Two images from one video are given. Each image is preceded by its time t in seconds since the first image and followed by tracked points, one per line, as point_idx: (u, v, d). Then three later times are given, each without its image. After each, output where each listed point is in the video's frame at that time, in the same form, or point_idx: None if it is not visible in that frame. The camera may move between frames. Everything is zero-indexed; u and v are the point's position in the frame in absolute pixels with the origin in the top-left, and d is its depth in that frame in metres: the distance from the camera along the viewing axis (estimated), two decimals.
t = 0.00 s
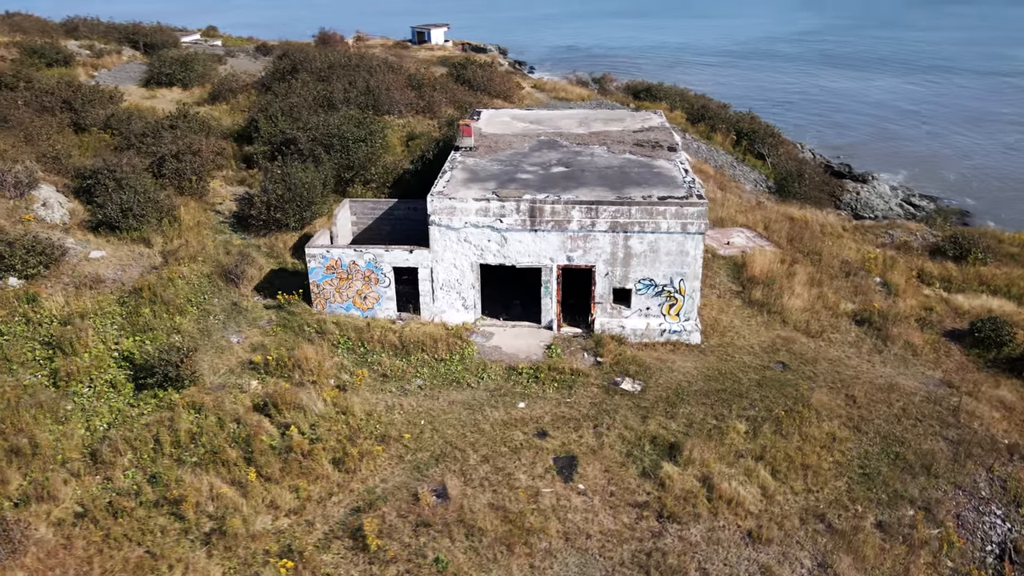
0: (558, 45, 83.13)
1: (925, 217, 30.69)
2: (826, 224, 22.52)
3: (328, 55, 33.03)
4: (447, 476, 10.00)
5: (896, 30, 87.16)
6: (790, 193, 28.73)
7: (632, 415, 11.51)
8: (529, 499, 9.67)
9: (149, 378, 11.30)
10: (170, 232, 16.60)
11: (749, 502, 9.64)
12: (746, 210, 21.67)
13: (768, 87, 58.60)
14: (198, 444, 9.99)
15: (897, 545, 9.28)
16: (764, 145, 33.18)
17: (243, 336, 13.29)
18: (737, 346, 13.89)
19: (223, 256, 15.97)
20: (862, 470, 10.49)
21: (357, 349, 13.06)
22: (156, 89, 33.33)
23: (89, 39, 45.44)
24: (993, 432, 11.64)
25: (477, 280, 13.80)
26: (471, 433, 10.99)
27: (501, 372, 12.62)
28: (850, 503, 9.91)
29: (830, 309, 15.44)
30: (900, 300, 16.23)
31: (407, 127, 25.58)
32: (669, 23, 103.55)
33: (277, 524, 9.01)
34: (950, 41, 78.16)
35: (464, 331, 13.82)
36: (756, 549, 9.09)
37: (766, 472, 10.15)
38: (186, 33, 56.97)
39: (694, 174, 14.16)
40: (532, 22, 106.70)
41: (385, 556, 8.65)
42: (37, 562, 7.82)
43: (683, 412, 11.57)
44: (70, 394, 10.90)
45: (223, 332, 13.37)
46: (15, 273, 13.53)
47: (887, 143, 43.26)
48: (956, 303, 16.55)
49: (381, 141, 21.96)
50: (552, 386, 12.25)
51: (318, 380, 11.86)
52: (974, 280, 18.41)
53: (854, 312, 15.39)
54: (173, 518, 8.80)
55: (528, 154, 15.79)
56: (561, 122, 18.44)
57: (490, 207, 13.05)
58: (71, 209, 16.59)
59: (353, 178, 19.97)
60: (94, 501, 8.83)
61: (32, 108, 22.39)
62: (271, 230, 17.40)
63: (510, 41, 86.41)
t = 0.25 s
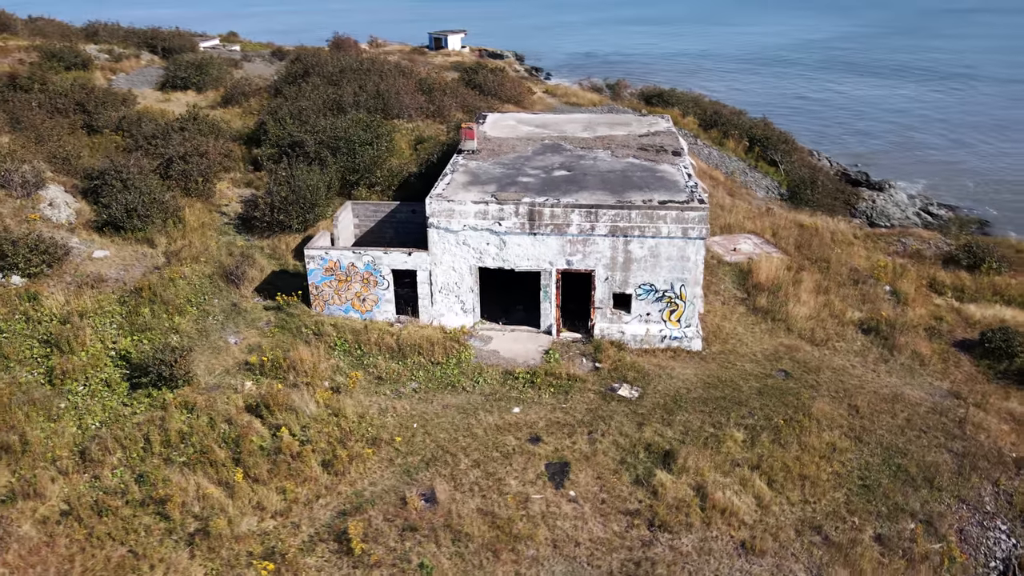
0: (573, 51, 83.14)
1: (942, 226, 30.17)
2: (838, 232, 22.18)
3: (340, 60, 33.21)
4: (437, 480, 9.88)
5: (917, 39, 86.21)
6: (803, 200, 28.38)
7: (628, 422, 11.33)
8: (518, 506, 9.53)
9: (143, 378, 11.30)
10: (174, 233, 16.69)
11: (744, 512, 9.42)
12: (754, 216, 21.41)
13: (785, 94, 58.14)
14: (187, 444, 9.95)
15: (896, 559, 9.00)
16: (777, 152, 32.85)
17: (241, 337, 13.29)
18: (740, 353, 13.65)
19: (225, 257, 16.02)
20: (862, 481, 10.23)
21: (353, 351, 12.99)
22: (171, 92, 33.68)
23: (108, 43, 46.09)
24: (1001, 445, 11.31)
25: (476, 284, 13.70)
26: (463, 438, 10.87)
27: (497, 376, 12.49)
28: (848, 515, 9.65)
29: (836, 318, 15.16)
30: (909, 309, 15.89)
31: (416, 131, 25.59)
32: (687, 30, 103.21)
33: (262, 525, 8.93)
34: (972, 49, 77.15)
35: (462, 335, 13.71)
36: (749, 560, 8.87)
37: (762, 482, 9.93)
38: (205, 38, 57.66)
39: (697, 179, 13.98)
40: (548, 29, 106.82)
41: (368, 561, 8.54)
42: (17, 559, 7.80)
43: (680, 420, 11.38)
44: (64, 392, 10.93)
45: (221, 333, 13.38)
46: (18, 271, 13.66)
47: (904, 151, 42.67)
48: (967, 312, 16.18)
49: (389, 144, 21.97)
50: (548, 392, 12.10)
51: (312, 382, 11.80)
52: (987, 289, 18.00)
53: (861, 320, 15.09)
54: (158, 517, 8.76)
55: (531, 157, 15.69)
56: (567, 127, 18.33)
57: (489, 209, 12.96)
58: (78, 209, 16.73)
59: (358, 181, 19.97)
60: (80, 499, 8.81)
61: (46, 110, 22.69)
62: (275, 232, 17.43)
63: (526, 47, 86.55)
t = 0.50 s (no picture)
0: (589, 58, 83.11)
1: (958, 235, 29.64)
2: (849, 239, 21.83)
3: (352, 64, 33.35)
4: (426, 484, 9.77)
5: (938, 47, 85.17)
6: (815, 208, 28.02)
7: (623, 428, 11.15)
8: (507, 511, 9.39)
9: (137, 377, 11.32)
10: (178, 233, 16.77)
11: (736, 522, 9.22)
12: (763, 222, 21.14)
13: (801, 101, 57.64)
14: (177, 443, 9.93)
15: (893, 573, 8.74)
16: (790, 158, 32.48)
17: (238, 337, 13.29)
18: (741, 360, 13.43)
19: (227, 258, 16.06)
20: (861, 493, 9.98)
21: (349, 353, 12.94)
22: (185, 96, 34.01)
23: (127, 48, 46.71)
24: (1007, 457, 10.98)
25: (474, 287, 13.60)
26: (455, 441, 10.76)
27: (493, 380, 12.37)
28: (845, 526, 9.40)
29: (842, 326, 14.88)
30: (918, 318, 15.56)
31: (424, 135, 25.58)
32: (703, 37, 102.83)
33: (247, 526, 8.87)
34: (994, 57, 76.07)
35: (460, 338, 13.61)
36: (740, 571, 8.66)
37: (757, 491, 9.72)
38: (223, 43, 58.29)
39: (699, 183, 13.80)
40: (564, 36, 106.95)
41: (351, 564, 8.43)
42: None
43: (676, 427, 11.19)
44: (59, 390, 10.97)
45: (219, 333, 13.39)
46: (20, 270, 13.78)
47: (922, 159, 42.06)
48: (979, 322, 15.81)
49: (395, 147, 21.96)
50: (544, 396, 11.96)
51: (306, 383, 11.75)
52: (1001, 299, 17.58)
53: (867, 329, 14.80)
54: (143, 516, 8.72)
55: (533, 160, 15.59)
56: (572, 130, 18.22)
57: (487, 212, 12.87)
58: (84, 209, 16.87)
59: (363, 183, 19.97)
60: (66, 496, 8.81)
61: (59, 112, 22.97)
62: (278, 233, 17.46)
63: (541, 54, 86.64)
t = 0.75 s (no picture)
0: (604, 64, 83.04)
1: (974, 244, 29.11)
2: (859, 246, 21.49)
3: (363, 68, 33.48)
4: (414, 487, 9.67)
5: (958, 54, 84.14)
6: (827, 214, 27.65)
7: (617, 433, 10.98)
8: (494, 516, 9.26)
9: (131, 375, 11.34)
10: (181, 233, 16.85)
11: (728, 531, 9.02)
12: (771, 228, 20.87)
13: (816, 108, 57.12)
14: (166, 442, 9.91)
15: None
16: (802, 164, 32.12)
17: (235, 337, 13.29)
18: (741, 367, 13.22)
19: (229, 259, 16.10)
20: (858, 503, 9.74)
21: (345, 355, 12.88)
22: (198, 99, 34.32)
23: (144, 52, 47.31)
24: (1013, 469, 10.67)
25: (472, 289, 13.51)
26: (446, 444, 10.65)
27: (488, 384, 12.25)
28: (840, 537, 9.17)
29: (846, 333, 14.61)
30: (926, 326, 15.24)
31: (432, 139, 25.58)
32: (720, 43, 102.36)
33: (231, 526, 8.81)
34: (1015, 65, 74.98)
35: (457, 341, 13.51)
36: None
37: (750, 500, 9.51)
38: (240, 48, 58.93)
39: (700, 187, 13.61)
40: (580, 42, 107.01)
41: (333, 566, 8.34)
42: None
43: (671, 433, 11.01)
44: (53, 387, 11.01)
45: (216, 333, 13.40)
46: (23, 268, 13.90)
47: (939, 167, 41.47)
48: (989, 331, 15.46)
49: (401, 150, 21.97)
50: (538, 400, 11.82)
51: (299, 384, 11.70)
52: (1013, 308, 17.18)
53: (873, 336, 14.51)
54: (128, 514, 8.69)
55: (534, 163, 15.49)
56: (576, 133, 18.10)
57: (484, 214, 12.79)
58: (90, 209, 17.00)
59: (367, 186, 19.96)
60: (52, 493, 8.80)
61: (71, 113, 23.24)
62: (281, 235, 17.48)
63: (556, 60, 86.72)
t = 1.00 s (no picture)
0: (617, 70, 82.92)
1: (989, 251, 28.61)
2: (867, 252, 21.17)
3: (372, 72, 33.58)
4: (400, 489, 9.56)
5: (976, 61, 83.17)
6: (836, 220, 27.31)
7: (609, 437, 10.83)
8: (479, 519, 9.14)
9: (123, 374, 11.33)
10: (183, 234, 16.91)
11: (718, 538, 8.83)
12: (777, 233, 20.61)
13: (830, 114, 56.63)
14: (153, 440, 9.88)
15: None
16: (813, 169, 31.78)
17: (231, 337, 13.27)
18: (740, 372, 13.02)
19: (229, 259, 16.12)
20: (853, 512, 9.51)
21: (339, 355, 12.83)
22: (209, 102, 34.58)
23: (159, 56, 47.82)
24: (1016, 479, 10.39)
25: (468, 291, 13.42)
26: (435, 446, 10.54)
27: (481, 386, 12.14)
28: (833, 546, 8.95)
29: (849, 339, 14.35)
30: (931, 333, 14.94)
31: (437, 141, 25.56)
32: (734, 49, 101.88)
33: (214, 526, 8.74)
34: None
35: (452, 343, 13.42)
36: None
37: (742, 507, 9.32)
38: (254, 53, 59.42)
39: (700, 190, 13.45)
40: (593, 48, 106.98)
41: (313, 568, 8.24)
42: None
43: (664, 439, 10.83)
44: (45, 384, 11.03)
45: (212, 332, 13.39)
46: (22, 266, 13.99)
47: (953, 175, 40.91)
48: (997, 338, 15.12)
49: (405, 153, 21.95)
50: (531, 404, 11.69)
51: (291, 384, 11.65)
52: None
53: (876, 343, 14.24)
54: (111, 512, 8.66)
55: (534, 165, 15.39)
56: (578, 136, 17.97)
57: (480, 215, 12.70)
58: (93, 209, 17.11)
59: (370, 188, 19.94)
60: (36, 490, 8.79)
61: (81, 115, 23.47)
62: (281, 236, 17.50)
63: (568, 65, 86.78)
